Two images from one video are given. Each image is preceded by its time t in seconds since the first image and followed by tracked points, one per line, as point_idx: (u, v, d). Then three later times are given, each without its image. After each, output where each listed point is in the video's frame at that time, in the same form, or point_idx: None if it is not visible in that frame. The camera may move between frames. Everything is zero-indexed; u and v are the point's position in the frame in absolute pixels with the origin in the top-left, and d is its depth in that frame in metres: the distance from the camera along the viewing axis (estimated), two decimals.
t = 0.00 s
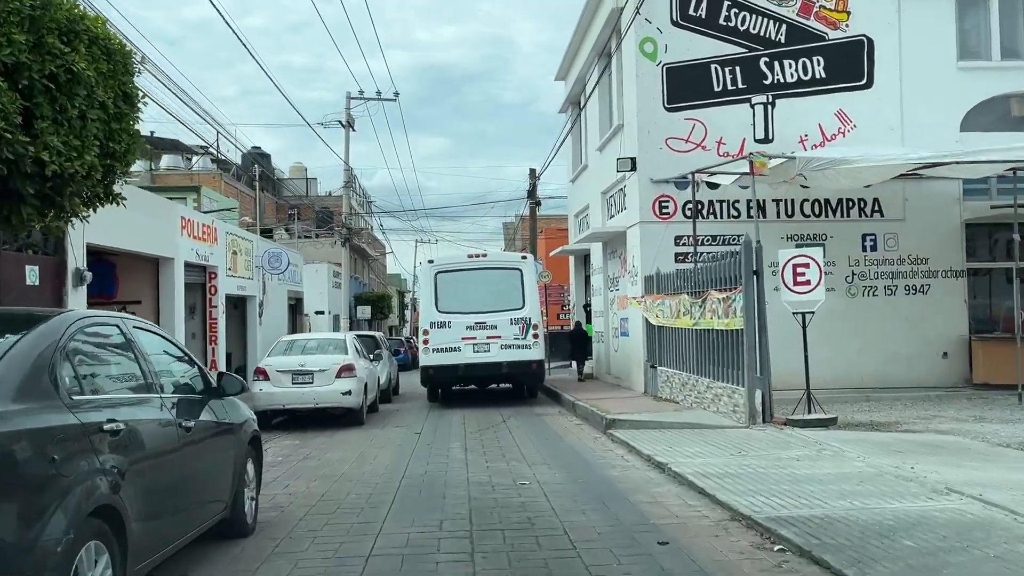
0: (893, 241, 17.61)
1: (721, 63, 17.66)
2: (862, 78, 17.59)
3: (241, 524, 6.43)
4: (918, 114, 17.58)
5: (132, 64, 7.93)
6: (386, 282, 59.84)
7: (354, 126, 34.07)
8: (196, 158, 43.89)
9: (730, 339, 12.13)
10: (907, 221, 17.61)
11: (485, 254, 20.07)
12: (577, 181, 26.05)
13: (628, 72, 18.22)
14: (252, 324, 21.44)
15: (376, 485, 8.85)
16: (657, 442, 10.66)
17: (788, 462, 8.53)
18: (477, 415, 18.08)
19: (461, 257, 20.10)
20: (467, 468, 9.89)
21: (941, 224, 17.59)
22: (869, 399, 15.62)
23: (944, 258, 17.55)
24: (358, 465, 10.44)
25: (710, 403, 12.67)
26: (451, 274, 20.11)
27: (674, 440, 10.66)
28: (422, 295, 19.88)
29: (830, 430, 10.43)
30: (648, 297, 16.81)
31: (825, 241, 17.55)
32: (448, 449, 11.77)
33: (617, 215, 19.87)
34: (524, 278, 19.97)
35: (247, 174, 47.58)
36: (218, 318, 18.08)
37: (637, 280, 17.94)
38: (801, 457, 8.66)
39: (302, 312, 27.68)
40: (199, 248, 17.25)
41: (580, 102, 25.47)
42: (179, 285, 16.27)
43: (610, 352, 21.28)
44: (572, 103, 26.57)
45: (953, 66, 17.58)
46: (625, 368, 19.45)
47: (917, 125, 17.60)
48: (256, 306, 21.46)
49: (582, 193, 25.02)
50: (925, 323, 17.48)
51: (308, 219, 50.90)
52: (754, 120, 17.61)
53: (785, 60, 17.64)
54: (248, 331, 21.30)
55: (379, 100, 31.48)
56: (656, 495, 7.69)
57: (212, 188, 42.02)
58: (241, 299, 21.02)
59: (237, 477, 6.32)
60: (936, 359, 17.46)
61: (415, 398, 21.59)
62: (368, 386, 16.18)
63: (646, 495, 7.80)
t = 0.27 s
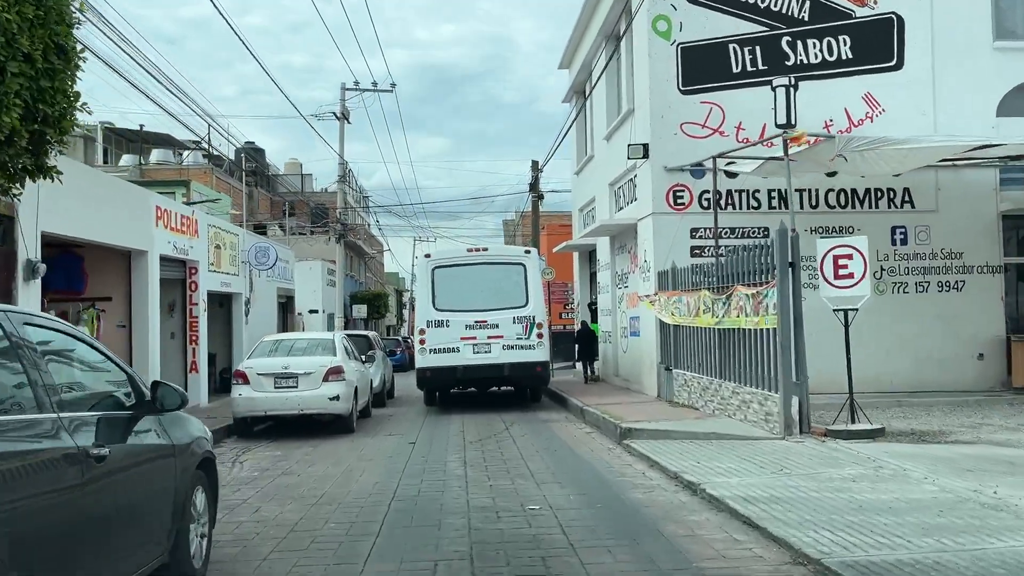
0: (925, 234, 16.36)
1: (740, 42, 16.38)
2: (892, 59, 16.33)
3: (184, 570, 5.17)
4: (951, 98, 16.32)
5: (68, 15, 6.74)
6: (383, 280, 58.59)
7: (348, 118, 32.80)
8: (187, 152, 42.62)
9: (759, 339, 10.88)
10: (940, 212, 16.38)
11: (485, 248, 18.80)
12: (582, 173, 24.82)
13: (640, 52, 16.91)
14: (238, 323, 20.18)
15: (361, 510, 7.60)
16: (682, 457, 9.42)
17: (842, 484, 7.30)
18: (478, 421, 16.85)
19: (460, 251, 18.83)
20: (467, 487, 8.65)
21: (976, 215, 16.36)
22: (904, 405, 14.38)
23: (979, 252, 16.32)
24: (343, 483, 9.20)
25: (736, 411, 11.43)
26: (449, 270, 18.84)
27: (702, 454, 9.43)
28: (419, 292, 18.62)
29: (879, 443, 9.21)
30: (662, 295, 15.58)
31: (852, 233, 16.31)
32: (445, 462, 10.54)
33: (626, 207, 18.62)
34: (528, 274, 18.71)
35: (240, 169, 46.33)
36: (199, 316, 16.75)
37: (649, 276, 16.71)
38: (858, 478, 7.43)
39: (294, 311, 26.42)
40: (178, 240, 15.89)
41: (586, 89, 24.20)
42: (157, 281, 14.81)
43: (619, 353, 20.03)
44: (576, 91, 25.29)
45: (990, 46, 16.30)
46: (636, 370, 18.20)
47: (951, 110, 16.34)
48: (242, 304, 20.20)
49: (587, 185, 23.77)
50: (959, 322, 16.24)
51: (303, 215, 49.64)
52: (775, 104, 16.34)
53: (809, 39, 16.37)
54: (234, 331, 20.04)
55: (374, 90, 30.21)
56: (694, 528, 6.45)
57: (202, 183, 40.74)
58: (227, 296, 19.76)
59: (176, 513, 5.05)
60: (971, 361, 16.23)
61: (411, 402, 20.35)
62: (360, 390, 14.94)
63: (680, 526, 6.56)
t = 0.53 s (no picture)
0: (960, 226, 15.17)
1: (761, 18, 15.17)
2: (926, 36, 15.12)
3: None
4: (989, 79, 15.12)
5: None
6: (380, 278, 57.45)
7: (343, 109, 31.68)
8: (177, 146, 41.40)
9: (796, 339, 9.68)
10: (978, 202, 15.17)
11: (485, 241, 17.59)
12: (587, 164, 23.66)
13: (652, 29, 15.69)
14: (223, 321, 18.99)
15: (341, 540, 6.41)
16: (713, 474, 8.22)
17: (915, 513, 6.11)
18: (478, 427, 15.65)
19: (458, 244, 17.62)
20: (468, 511, 7.44)
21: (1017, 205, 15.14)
22: (944, 410, 13.15)
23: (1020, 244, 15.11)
24: (324, 503, 8.00)
25: (768, 420, 10.22)
26: (447, 265, 17.63)
27: (737, 470, 8.24)
28: (414, 288, 17.41)
29: (941, 458, 8.02)
30: (677, 291, 14.34)
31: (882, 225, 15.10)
32: (442, 477, 9.34)
33: (637, 197, 17.43)
34: (531, 268, 17.51)
35: (234, 164, 45.15)
36: (179, 313, 15.63)
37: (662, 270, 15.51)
38: (933, 505, 6.23)
39: (284, 310, 25.20)
40: (153, 231, 14.65)
41: (592, 76, 23.05)
42: (127, 276, 13.53)
43: (628, 354, 18.82)
44: (581, 79, 24.11)
45: None
46: (647, 372, 16.99)
47: (988, 91, 15.14)
48: (227, 301, 19.00)
49: (593, 176, 22.57)
50: (999, 321, 15.00)
51: (297, 212, 48.43)
52: (800, 85, 15.12)
53: (836, 15, 15.14)
54: (218, 330, 18.83)
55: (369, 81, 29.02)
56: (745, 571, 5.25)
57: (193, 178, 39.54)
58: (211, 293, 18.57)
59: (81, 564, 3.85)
60: (1011, 363, 15.00)
61: (407, 405, 19.14)
62: (350, 394, 13.75)
63: (730, 567, 5.36)
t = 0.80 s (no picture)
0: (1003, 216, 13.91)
1: None
2: (965, 11, 13.83)
3: None
4: None
5: None
6: (378, 275, 56.27)
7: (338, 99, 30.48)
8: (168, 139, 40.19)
9: (843, 338, 8.51)
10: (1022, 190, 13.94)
11: (486, 232, 16.38)
12: (594, 154, 22.48)
13: (668, 4, 14.51)
14: (207, 319, 17.81)
15: None
16: (755, 498, 7.04)
17: None
18: (479, 434, 14.46)
19: (458, 236, 16.42)
20: (467, 542, 6.26)
21: None
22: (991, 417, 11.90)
23: None
24: (299, 531, 6.82)
25: (808, 430, 9.02)
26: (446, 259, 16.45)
27: (781, 492, 7.07)
28: (411, 283, 16.23)
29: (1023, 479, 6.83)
30: (699, 286, 13.06)
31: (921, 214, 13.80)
32: (439, 496, 8.17)
33: (650, 186, 16.25)
34: (536, 262, 16.32)
35: (227, 158, 43.97)
36: (156, 310, 14.44)
37: (678, 264, 14.34)
38: None
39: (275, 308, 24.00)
40: (124, 221, 13.39)
41: (599, 61, 21.85)
42: (94, 269, 12.27)
43: (639, 355, 17.61)
44: (588, 65, 22.91)
45: None
46: (661, 375, 15.80)
47: None
48: (211, 297, 17.82)
49: (600, 166, 21.38)
50: None
51: (292, 207, 47.22)
52: (829, 63, 13.91)
53: None
54: (201, 328, 17.63)
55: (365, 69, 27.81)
56: None
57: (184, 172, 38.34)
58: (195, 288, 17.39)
59: None
60: None
61: (403, 410, 17.96)
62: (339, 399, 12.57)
63: None
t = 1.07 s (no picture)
0: None
1: None
2: None
3: None
4: None
5: None
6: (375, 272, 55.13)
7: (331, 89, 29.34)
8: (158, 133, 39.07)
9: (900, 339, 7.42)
10: None
11: (487, 223, 15.26)
12: (600, 144, 21.36)
13: None
14: (189, 317, 16.69)
15: None
16: (810, 529, 5.91)
17: None
18: (479, 442, 13.35)
19: (456, 228, 15.29)
20: None
21: None
22: None
23: None
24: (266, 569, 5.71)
25: (856, 444, 7.91)
26: (444, 252, 15.31)
27: (839, 522, 5.96)
28: (405, 278, 15.09)
29: None
30: (720, 281, 11.86)
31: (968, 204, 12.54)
32: (435, 522, 7.04)
33: (662, 175, 15.14)
34: (541, 256, 15.22)
35: (220, 153, 42.84)
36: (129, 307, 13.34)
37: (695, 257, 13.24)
38: None
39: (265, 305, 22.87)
40: (92, 210, 12.26)
41: (605, 45, 20.70)
42: (54, 260, 11.15)
43: (651, 356, 16.49)
44: (593, 49, 21.75)
45: None
46: (676, 378, 14.69)
47: None
48: (193, 294, 16.70)
49: (607, 155, 20.28)
50: None
51: (287, 204, 46.10)
52: (860, 39, 12.75)
53: None
54: (182, 327, 16.51)
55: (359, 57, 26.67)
56: None
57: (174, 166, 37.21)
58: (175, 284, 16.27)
59: None
60: None
61: (398, 414, 16.86)
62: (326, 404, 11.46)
63: None
